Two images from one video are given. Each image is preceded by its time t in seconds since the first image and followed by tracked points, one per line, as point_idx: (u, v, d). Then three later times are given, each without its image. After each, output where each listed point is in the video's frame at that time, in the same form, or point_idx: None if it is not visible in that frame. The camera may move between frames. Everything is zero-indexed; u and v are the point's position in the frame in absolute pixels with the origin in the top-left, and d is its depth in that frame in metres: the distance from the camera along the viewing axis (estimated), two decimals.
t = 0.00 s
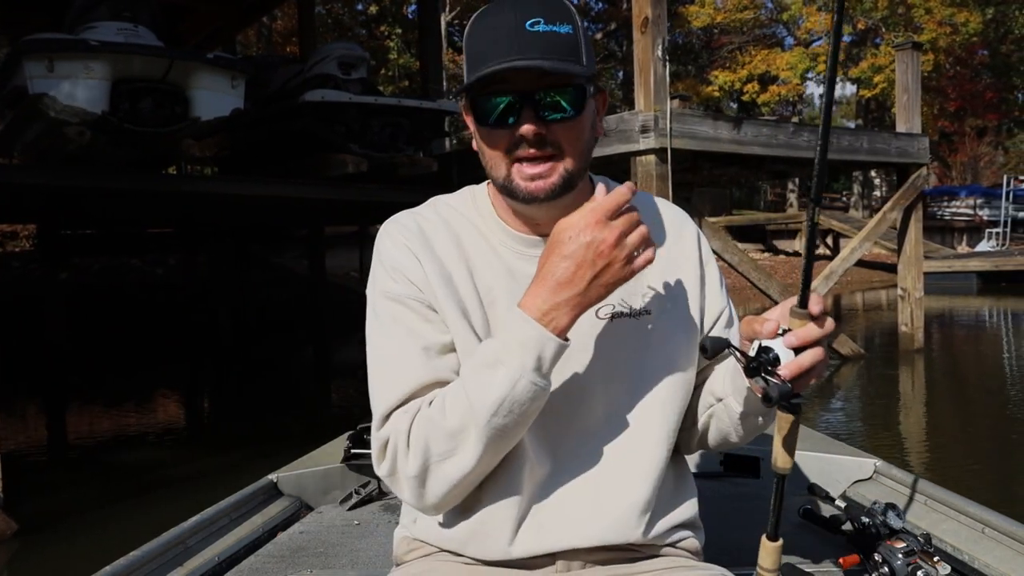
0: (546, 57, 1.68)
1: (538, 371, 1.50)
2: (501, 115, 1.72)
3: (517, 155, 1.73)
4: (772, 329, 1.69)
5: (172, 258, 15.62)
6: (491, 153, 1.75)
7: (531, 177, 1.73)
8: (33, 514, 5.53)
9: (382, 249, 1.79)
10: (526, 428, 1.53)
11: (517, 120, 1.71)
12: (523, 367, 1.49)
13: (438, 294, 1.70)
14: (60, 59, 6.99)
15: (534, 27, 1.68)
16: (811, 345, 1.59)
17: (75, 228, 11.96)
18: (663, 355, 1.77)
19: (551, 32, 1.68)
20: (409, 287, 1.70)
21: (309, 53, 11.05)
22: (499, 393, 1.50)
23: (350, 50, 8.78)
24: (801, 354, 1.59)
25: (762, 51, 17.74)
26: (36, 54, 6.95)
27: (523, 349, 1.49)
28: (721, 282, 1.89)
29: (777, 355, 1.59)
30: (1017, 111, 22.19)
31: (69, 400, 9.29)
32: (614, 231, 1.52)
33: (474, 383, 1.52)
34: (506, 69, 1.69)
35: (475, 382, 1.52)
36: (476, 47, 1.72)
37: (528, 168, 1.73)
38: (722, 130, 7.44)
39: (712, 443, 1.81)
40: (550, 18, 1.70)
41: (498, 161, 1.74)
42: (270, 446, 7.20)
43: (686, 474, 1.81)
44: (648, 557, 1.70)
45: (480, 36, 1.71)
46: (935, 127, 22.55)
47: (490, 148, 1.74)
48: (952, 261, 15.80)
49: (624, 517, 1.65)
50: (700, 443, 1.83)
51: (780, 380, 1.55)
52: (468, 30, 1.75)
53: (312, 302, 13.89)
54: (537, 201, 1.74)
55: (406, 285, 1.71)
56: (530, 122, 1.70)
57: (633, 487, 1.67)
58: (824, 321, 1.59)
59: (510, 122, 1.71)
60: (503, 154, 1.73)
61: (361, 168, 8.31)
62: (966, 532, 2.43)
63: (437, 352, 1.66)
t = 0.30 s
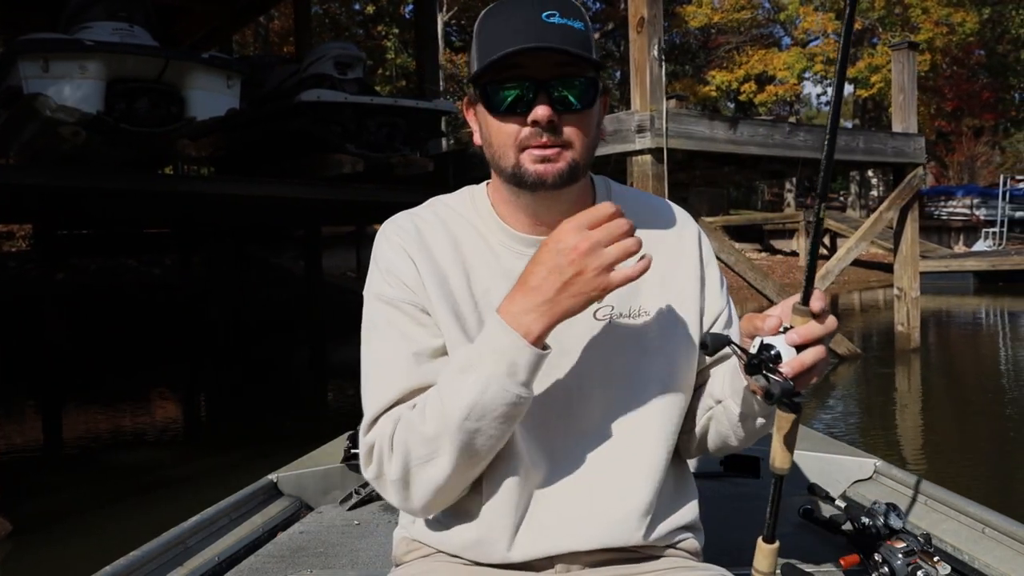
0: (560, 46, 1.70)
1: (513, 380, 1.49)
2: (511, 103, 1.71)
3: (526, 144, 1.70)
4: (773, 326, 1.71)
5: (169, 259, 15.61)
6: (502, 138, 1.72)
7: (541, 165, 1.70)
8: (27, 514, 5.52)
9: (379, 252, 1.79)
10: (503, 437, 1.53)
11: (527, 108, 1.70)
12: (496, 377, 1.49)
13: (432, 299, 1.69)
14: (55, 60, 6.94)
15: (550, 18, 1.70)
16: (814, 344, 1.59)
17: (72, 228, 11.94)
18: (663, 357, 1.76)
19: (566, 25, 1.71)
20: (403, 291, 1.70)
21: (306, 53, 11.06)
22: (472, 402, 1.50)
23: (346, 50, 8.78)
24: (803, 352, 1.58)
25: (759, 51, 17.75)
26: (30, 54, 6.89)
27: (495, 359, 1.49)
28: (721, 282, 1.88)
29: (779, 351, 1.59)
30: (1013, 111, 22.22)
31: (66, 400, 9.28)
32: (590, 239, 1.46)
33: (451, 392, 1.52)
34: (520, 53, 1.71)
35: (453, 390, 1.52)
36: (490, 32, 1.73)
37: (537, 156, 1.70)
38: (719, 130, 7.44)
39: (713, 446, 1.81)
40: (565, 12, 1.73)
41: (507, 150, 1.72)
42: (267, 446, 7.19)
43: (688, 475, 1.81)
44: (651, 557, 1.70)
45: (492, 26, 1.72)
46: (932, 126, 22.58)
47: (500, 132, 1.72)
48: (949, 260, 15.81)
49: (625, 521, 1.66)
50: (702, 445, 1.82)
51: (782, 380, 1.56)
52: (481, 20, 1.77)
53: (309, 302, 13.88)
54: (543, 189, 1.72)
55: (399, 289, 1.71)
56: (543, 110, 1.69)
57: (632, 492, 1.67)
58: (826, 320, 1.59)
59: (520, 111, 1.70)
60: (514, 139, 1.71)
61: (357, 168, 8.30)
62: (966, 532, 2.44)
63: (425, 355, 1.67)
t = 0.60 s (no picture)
0: (588, 50, 1.69)
1: (438, 414, 1.49)
2: (532, 102, 1.70)
3: (544, 145, 1.70)
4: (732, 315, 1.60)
5: (166, 258, 15.58)
6: (518, 136, 1.70)
7: (559, 166, 1.70)
8: (23, 515, 5.52)
9: (379, 253, 1.79)
10: (432, 463, 1.55)
11: (550, 110, 1.69)
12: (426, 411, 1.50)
13: (424, 304, 1.70)
14: (50, 59, 6.88)
15: (578, 20, 1.69)
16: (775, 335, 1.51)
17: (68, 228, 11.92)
18: (665, 360, 1.76)
19: (591, 29, 1.71)
20: (396, 295, 1.71)
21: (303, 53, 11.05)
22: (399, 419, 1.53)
23: (343, 50, 8.76)
24: (763, 344, 1.51)
25: (756, 51, 17.74)
26: (26, 53, 6.84)
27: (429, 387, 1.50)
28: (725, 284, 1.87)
29: (738, 343, 1.53)
30: (1009, 111, 22.25)
31: (63, 401, 9.25)
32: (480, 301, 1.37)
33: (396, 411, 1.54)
34: (544, 53, 1.68)
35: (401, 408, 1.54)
36: (514, 28, 1.70)
37: (555, 158, 1.70)
38: (715, 130, 7.43)
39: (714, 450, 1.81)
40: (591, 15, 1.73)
41: (524, 149, 1.71)
42: (263, 446, 7.18)
43: (689, 477, 1.83)
44: (651, 558, 1.71)
45: (516, 24, 1.70)
46: (930, 127, 22.58)
47: (520, 131, 1.70)
48: (945, 260, 15.80)
49: (625, 524, 1.67)
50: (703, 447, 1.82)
51: (740, 369, 1.47)
52: (503, 14, 1.74)
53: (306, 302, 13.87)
54: (560, 195, 1.70)
55: (388, 294, 1.71)
56: (565, 112, 1.69)
57: (629, 498, 1.68)
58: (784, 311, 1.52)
59: (542, 111, 1.69)
60: (534, 139, 1.69)
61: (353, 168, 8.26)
62: (966, 532, 2.44)
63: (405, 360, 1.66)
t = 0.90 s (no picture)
0: (580, 60, 1.67)
1: (449, 491, 1.49)
2: (523, 108, 1.69)
3: (535, 153, 1.70)
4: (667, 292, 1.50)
5: (163, 258, 15.57)
6: (512, 145, 1.71)
7: (546, 177, 1.70)
8: (19, 515, 5.52)
9: (382, 252, 1.82)
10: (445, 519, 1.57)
11: (540, 117, 1.68)
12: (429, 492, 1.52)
13: (424, 304, 1.73)
14: (45, 59, 6.93)
15: (569, 26, 1.67)
16: (706, 305, 1.40)
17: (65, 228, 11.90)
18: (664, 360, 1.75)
19: (585, 34, 1.67)
20: (398, 296, 1.75)
21: (299, 53, 11.05)
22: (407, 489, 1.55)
23: (339, 50, 8.76)
24: (689, 317, 1.40)
25: (753, 52, 17.78)
26: (21, 54, 6.89)
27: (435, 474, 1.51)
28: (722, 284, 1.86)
29: (667, 316, 1.43)
30: (1006, 112, 22.30)
31: (59, 401, 9.24)
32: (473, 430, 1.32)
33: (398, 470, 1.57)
34: (537, 63, 1.67)
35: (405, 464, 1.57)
36: (506, 40, 1.70)
37: (544, 168, 1.70)
38: (711, 131, 7.43)
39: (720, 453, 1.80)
40: (588, 20, 1.69)
41: (515, 156, 1.71)
42: (260, 446, 7.18)
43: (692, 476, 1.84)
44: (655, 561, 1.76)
45: (510, 32, 1.70)
46: (927, 127, 22.61)
47: (510, 140, 1.71)
48: (942, 260, 15.83)
49: (625, 525, 1.69)
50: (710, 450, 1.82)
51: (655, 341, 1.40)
52: (498, 20, 1.73)
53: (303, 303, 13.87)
54: (551, 199, 1.72)
55: (392, 294, 1.75)
56: (554, 121, 1.68)
57: (627, 499, 1.69)
58: (712, 280, 1.41)
59: (532, 118, 1.68)
60: (523, 148, 1.70)
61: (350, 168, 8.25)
62: (967, 532, 2.44)
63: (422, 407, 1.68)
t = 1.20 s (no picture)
0: (580, 73, 1.66)
1: None
2: (521, 122, 1.68)
3: (534, 167, 1.70)
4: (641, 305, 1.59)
5: (160, 258, 15.55)
6: (509, 158, 1.71)
7: (548, 191, 1.69)
8: (15, 515, 5.51)
9: (376, 258, 1.84)
10: None
11: (541, 130, 1.68)
12: None
13: (417, 314, 1.77)
14: (41, 59, 6.85)
15: (568, 38, 1.65)
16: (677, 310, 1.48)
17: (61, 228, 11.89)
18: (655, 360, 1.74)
19: (583, 45, 1.66)
20: (391, 306, 1.80)
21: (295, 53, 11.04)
22: None
23: (335, 50, 8.75)
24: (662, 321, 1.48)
25: (750, 52, 17.79)
26: (16, 53, 6.79)
27: None
28: (714, 280, 1.86)
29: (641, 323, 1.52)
30: (1001, 113, 22.36)
31: (55, 401, 9.23)
32: None
33: (428, 558, 1.68)
34: (535, 76, 1.65)
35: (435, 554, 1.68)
36: (503, 49, 1.68)
37: (544, 182, 1.70)
38: (707, 132, 7.43)
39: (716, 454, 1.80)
40: (586, 31, 1.68)
41: (513, 169, 1.71)
42: (256, 446, 7.18)
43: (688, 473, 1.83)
44: (649, 557, 1.74)
45: (506, 42, 1.67)
46: (923, 128, 22.64)
47: (509, 153, 1.70)
48: (937, 261, 15.86)
49: (619, 526, 1.70)
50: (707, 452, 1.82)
51: (627, 346, 1.48)
52: (493, 28, 1.70)
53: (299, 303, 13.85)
54: (552, 212, 1.71)
55: (386, 304, 1.80)
56: (553, 135, 1.68)
57: (622, 507, 1.70)
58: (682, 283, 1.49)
59: (530, 131, 1.68)
60: (521, 163, 1.70)
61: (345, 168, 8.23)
62: (966, 531, 2.45)
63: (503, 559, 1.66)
